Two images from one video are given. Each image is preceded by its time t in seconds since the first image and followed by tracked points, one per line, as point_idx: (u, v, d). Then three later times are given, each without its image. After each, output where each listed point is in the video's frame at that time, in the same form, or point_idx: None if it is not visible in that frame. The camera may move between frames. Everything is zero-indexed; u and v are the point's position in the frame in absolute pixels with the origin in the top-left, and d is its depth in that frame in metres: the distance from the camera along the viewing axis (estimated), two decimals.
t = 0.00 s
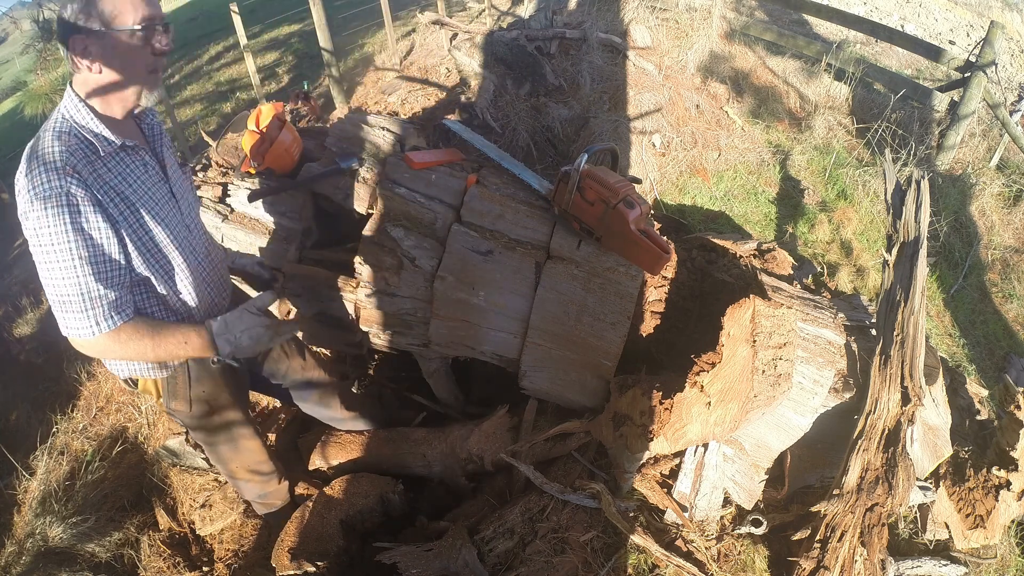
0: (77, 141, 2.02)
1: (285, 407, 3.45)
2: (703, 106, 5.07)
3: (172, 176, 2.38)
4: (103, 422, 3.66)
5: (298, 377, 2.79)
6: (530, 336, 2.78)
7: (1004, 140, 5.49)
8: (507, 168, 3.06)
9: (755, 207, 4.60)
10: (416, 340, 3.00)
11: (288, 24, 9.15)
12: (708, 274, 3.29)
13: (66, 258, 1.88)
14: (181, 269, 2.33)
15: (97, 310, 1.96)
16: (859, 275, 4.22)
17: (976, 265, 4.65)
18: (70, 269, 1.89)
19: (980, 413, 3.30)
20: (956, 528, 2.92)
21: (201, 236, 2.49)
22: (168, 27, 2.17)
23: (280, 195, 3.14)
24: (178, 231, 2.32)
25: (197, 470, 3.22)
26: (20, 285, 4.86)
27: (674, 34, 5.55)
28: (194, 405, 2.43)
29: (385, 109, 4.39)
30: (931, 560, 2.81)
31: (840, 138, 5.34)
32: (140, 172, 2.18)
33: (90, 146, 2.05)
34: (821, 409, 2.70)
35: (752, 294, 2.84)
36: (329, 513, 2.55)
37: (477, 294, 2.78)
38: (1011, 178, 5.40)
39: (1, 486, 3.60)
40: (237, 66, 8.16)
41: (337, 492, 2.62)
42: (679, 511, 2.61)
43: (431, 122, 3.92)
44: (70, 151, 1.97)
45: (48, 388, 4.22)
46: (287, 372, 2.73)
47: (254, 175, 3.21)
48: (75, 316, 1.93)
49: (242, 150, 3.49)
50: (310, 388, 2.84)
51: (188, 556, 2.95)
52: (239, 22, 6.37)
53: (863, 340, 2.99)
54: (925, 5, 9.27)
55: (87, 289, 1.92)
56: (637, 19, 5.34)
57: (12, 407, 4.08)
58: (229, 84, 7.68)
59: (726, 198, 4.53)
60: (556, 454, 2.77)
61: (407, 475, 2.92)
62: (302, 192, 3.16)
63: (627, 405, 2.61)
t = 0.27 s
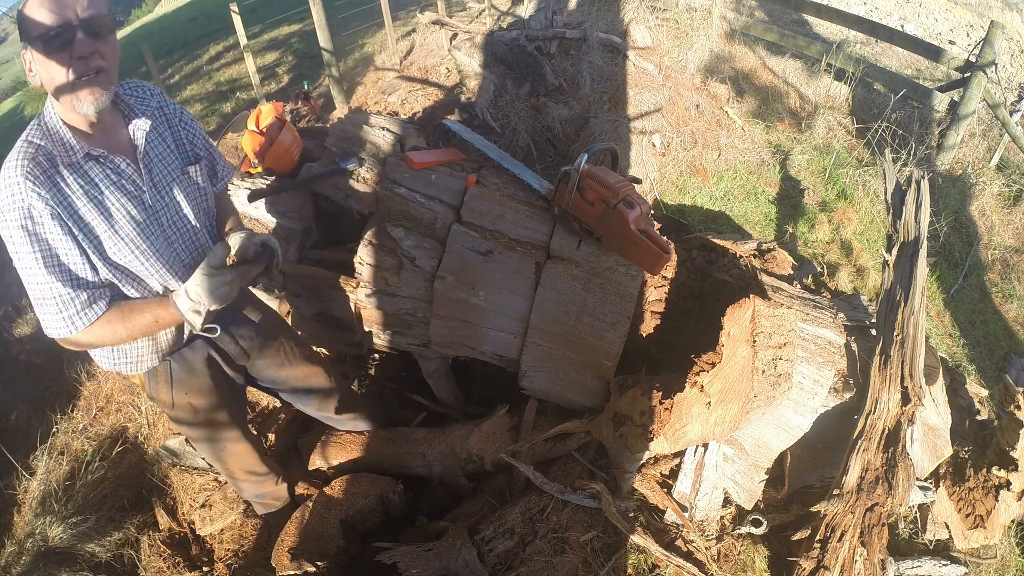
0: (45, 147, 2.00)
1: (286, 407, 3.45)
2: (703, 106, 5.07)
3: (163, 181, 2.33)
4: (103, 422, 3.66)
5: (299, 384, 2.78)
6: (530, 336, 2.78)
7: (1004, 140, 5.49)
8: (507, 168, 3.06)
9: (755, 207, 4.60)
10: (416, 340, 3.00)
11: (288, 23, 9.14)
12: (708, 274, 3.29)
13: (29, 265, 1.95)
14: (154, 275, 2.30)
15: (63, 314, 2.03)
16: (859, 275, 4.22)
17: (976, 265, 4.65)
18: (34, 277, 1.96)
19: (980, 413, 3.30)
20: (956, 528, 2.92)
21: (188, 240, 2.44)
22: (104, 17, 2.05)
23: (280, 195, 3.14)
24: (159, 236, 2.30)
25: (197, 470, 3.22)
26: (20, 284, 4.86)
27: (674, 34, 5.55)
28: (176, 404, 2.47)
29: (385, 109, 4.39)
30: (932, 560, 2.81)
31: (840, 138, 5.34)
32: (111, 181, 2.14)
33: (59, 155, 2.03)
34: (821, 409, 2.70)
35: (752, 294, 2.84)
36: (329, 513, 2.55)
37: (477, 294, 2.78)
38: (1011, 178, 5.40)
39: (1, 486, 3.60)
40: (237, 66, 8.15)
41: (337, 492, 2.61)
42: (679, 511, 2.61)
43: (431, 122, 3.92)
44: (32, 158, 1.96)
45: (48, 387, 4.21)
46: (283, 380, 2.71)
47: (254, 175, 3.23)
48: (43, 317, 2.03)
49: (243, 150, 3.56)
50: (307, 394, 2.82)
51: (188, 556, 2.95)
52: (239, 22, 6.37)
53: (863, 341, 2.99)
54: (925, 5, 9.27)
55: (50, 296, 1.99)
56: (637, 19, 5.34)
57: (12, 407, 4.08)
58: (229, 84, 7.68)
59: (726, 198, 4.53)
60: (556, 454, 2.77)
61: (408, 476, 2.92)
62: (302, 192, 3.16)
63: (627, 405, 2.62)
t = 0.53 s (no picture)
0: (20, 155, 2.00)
1: (286, 407, 3.45)
2: (703, 106, 5.07)
3: (147, 193, 2.28)
4: (103, 422, 3.66)
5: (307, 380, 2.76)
6: (530, 336, 2.78)
7: (1004, 140, 5.49)
8: (507, 168, 3.06)
9: (756, 207, 4.60)
10: (416, 340, 2.99)
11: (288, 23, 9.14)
12: (708, 274, 3.29)
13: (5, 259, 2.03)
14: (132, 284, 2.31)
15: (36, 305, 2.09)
16: (859, 275, 4.23)
17: (976, 265, 4.65)
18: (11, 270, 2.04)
19: (980, 413, 3.30)
20: (956, 528, 2.92)
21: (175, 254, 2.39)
22: (94, 35, 2.00)
23: (280, 195, 3.14)
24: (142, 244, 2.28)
25: (197, 470, 3.22)
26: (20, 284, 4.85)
27: (674, 34, 5.55)
28: (168, 395, 2.46)
29: (385, 109, 4.39)
30: (932, 560, 2.81)
31: (840, 138, 5.34)
32: (83, 195, 2.11)
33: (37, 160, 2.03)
34: (821, 409, 2.70)
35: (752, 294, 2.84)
36: (329, 513, 2.55)
37: (477, 294, 2.78)
38: (1011, 178, 5.40)
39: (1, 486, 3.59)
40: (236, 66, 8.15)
41: (337, 492, 2.61)
42: (679, 511, 2.61)
43: (431, 122, 3.92)
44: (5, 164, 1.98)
45: (48, 387, 4.21)
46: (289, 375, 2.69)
47: (254, 175, 3.16)
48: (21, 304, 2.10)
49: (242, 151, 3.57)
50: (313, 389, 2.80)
51: (188, 556, 2.95)
52: (239, 22, 6.37)
53: (863, 341, 3.00)
54: (924, 5, 9.27)
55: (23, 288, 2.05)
56: (637, 19, 5.34)
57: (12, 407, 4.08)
58: (229, 84, 7.67)
59: (727, 198, 4.53)
60: (556, 454, 2.77)
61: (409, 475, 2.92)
62: (302, 192, 3.16)
63: (627, 405, 2.62)
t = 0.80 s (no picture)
0: (40, 148, 1.95)
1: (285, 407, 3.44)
2: (703, 106, 5.07)
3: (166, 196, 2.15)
4: (103, 422, 3.65)
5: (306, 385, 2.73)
6: (530, 336, 2.78)
7: (1004, 140, 5.49)
8: (507, 168, 3.06)
9: (756, 206, 4.60)
10: (416, 340, 2.99)
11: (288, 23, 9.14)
12: (708, 274, 3.29)
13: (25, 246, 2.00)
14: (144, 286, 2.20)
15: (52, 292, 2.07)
16: (859, 275, 4.23)
17: (976, 265, 4.65)
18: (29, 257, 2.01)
19: (980, 413, 3.30)
20: (956, 528, 2.92)
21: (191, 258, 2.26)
22: (121, 55, 1.88)
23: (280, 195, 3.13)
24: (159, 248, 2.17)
25: (197, 470, 3.21)
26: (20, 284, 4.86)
27: (674, 34, 5.55)
28: (171, 382, 2.45)
29: (385, 109, 4.39)
30: (932, 560, 2.81)
31: (840, 138, 5.34)
32: (98, 194, 2.01)
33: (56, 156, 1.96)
34: (821, 409, 2.70)
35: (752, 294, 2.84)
36: (329, 513, 2.55)
37: (477, 294, 2.78)
38: (1011, 178, 5.40)
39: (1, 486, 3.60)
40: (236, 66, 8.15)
41: (337, 492, 2.61)
42: (679, 511, 2.61)
43: (431, 122, 3.92)
44: (26, 156, 1.94)
45: (48, 387, 4.21)
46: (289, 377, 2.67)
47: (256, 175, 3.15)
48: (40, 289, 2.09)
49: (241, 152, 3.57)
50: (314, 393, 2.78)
51: (188, 556, 2.95)
52: (239, 23, 6.37)
53: (863, 341, 3.00)
54: (925, 5, 9.26)
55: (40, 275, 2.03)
56: (637, 19, 5.34)
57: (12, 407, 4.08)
58: (229, 84, 7.67)
59: (727, 198, 4.53)
60: (556, 454, 2.77)
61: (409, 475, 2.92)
62: (302, 192, 3.15)
63: (627, 405, 2.62)
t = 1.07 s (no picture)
0: (65, 156, 1.90)
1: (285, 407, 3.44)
2: (703, 106, 5.07)
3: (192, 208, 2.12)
4: (103, 422, 3.65)
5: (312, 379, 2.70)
6: (530, 336, 2.78)
7: (1004, 140, 5.49)
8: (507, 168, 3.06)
9: (756, 207, 4.60)
10: (416, 340, 3.00)
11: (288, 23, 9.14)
12: (708, 274, 3.29)
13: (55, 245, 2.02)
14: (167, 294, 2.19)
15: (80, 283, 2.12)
16: (859, 275, 4.23)
17: (976, 265, 4.65)
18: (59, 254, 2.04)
19: (980, 413, 3.30)
20: (956, 528, 2.92)
21: (215, 266, 2.24)
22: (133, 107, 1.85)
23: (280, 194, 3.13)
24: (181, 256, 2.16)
25: (197, 470, 3.20)
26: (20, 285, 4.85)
27: (674, 34, 5.55)
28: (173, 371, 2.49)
29: (385, 109, 4.39)
30: (932, 560, 2.82)
31: (840, 138, 5.34)
32: (124, 204, 1.99)
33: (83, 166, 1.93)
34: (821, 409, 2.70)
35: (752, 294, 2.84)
36: (329, 513, 2.55)
37: (477, 294, 2.78)
38: (1011, 178, 5.40)
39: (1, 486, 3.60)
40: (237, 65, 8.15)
41: (337, 492, 2.61)
42: (679, 511, 2.61)
43: (431, 122, 3.92)
44: (52, 164, 1.90)
45: (48, 387, 4.22)
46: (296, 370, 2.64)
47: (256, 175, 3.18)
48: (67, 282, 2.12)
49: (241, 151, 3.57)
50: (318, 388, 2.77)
51: (188, 556, 2.95)
52: (239, 23, 6.37)
53: (863, 341, 3.00)
54: (925, 5, 9.26)
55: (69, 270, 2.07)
56: (637, 19, 5.34)
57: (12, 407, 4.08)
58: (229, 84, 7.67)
59: (726, 198, 4.53)
60: (557, 453, 2.77)
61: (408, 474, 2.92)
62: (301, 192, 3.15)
63: (627, 405, 2.61)
